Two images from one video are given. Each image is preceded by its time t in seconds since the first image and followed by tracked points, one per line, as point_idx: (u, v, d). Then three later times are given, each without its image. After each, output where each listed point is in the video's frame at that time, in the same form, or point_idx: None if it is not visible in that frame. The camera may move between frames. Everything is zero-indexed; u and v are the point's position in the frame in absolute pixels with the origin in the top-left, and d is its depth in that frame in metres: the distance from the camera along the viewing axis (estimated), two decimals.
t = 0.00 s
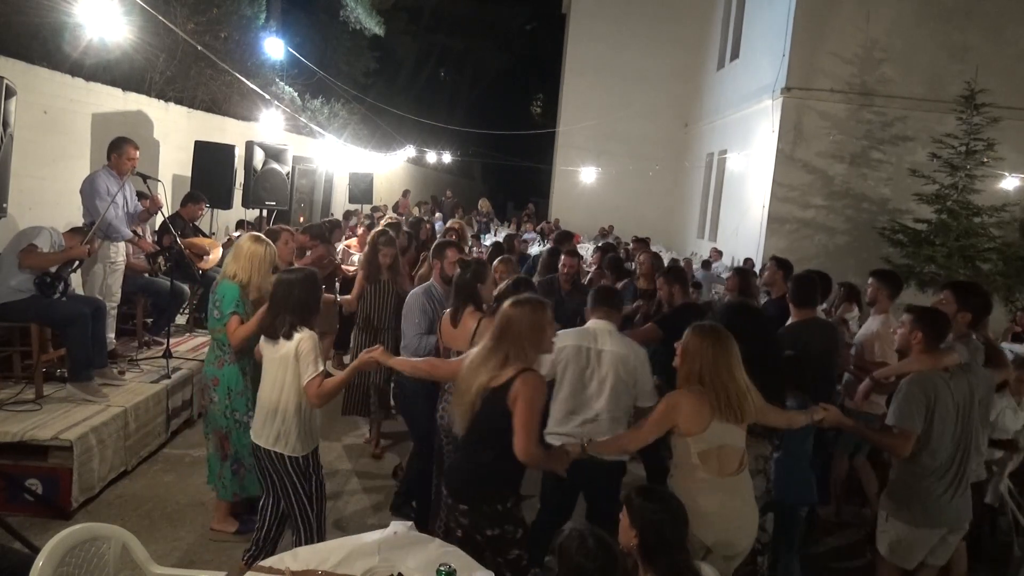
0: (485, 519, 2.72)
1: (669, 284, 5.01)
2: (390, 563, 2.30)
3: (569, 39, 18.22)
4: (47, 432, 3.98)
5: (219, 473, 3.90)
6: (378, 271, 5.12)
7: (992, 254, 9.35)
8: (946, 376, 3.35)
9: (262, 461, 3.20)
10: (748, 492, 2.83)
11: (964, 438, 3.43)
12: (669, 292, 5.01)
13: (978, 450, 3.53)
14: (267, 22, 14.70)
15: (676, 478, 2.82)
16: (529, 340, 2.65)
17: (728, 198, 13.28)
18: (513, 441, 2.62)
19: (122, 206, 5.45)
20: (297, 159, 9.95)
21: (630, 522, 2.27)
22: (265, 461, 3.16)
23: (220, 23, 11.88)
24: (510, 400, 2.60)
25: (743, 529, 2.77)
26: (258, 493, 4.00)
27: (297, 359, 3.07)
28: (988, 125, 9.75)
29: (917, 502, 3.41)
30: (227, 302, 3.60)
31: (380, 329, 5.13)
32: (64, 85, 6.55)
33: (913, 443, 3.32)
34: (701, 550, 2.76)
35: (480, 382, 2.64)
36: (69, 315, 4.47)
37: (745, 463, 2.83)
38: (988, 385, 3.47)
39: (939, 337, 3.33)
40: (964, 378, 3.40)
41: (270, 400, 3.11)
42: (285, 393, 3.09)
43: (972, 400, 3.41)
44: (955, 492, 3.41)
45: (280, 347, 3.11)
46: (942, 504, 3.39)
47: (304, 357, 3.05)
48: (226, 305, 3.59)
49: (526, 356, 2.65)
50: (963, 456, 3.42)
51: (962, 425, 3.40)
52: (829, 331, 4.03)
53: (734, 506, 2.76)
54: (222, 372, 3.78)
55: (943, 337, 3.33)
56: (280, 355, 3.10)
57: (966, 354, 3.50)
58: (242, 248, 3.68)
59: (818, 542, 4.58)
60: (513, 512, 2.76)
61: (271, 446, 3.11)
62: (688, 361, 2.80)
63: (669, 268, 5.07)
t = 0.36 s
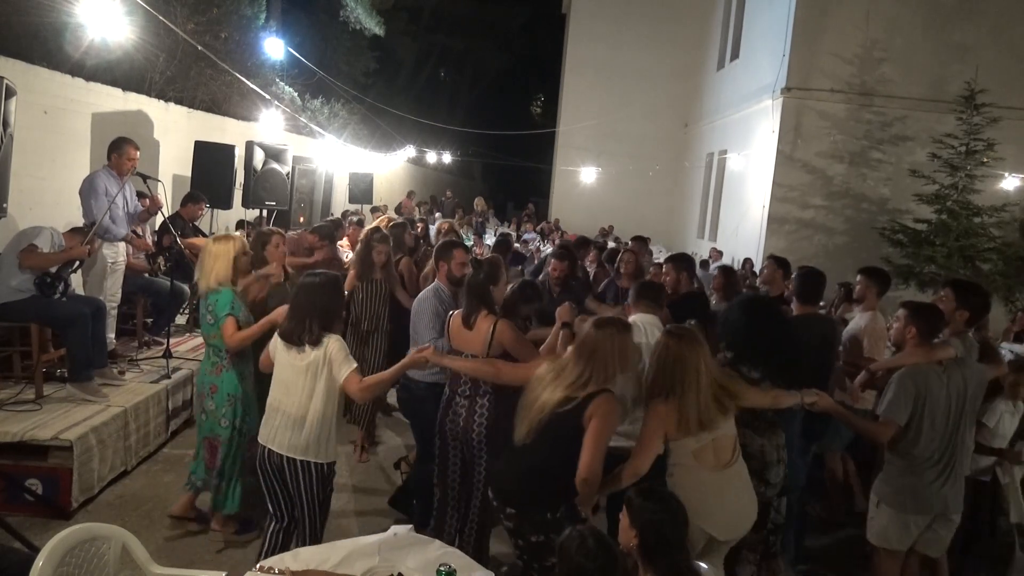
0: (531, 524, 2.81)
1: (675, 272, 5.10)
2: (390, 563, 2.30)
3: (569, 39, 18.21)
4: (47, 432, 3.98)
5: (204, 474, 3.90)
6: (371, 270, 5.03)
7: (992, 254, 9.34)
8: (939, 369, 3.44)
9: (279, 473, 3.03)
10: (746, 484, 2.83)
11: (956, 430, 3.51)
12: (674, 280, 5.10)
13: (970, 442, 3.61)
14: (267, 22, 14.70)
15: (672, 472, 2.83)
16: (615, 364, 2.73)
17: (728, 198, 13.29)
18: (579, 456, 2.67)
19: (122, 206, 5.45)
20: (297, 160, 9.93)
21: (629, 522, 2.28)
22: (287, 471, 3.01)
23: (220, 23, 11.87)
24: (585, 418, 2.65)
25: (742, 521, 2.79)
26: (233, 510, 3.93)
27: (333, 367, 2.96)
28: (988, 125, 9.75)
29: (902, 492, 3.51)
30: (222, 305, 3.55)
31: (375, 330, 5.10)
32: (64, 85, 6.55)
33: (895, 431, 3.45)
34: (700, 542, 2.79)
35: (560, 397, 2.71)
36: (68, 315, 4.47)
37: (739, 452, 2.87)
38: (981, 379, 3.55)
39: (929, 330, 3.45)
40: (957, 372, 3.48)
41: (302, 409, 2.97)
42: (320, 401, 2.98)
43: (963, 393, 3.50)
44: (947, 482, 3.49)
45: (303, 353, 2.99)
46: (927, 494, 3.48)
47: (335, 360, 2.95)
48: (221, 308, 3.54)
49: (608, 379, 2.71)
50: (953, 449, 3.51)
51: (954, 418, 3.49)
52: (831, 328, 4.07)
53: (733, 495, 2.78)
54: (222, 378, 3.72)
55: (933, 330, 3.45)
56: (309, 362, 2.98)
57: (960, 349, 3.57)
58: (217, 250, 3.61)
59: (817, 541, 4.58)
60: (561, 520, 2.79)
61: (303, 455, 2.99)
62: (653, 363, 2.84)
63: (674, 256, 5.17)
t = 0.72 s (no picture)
0: (557, 522, 2.85)
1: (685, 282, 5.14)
2: (389, 563, 2.30)
3: (569, 39, 18.20)
4: (47, 432, 3.98)
5: (182, 483, 3.71)
6: (366, 273, 5.03)
7: (992, 254, 9.34)
8: (943, 364, 3.46)
9: (292, 493, 2.89)
10: (751, 489, 2.83)
11: (958, 425, 3.53)
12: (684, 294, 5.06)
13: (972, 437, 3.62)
14: (267, 22, 14.70)
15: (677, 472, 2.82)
16: (641, 364, 2.77)
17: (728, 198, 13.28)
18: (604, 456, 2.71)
19: (122, 207, 5.45)
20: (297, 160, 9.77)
21: (630, 522, 2.28)
22: (303, 491, 2.87)
23: (220, 23, 11.87)
24: (608, 418, 2.70)
25: (745, 523, 2.78)
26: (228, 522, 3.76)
27: (347, 379, 2.83)
28: (988, 125, 9.75)
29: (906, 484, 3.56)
30: (196, 310, 3.48)
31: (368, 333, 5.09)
32: (64, 84, 6.54)
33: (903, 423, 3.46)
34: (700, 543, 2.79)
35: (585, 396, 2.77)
36: (69, 315, 4.48)
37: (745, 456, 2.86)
38: (981, 373, 3.57)
39: (929, 326, 3.49)
40: (957, 367, 3.49)
41: (319, 430, 2.81)
42: (336, 420, 2.84)
43: (965, 388, 3.51)
44: (951, 475, 3.52)
45: (312, 371, 2.81)
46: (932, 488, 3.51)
47: (354, 372, 2.84)
48: (198, 313, 3.47)
49: (632, 380, 2.74)
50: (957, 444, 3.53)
51: (956, 412, 3.50)
52: (832, 326, 4.05)
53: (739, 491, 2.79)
54: (196, 385, 3.60)
55: (933, 326, 3.48)
56: (321, 381, 2.80)
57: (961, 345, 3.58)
58: (196, 255, 3.57)
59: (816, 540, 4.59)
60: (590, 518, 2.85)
61: (320, 477, 2.85)
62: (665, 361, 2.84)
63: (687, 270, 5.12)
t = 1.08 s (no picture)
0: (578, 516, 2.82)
1: (699, 274, 5.14)
2: (390, 563, 2.30)
3: (569, 39, 18.20)
4: (47, 432, 3.98)
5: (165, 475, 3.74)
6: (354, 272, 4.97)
7: (992, 254, 9.34)
8: (944, 363, 3.46)
9: (319, 494, 2.90)
10: (759, 489, 2.82)
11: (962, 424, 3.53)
12: (698, 280, 5.12)
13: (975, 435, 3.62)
14: (267, 23, 14.69)
15: (684, 468, 2.83)
16: (666, 366, 2.75)
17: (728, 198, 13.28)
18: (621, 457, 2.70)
19: (121, 206, 5.46)
20: (298, 159, 9.85)
21: (629, 521, 2.28)
22: (328, 492, 2.87)
23: (220, 22, 11.87)
24: (631, 418, 2.69)
25: (741, 530, 2.76)
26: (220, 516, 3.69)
27: (377, 380, 2.82)
28: (988, 125, 9.75)
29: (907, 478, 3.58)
30: (194, 300, 3.44)
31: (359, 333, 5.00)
32: (64, 84, 6.54)
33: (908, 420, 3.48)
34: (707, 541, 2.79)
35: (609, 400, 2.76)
36: (69, 315, 4.49)
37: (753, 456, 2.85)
38: (983, 371, 3.58)
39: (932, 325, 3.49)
40: (959, 367, 3.50)
41: (352, 431, 2.81)
42: (364, 420, 2.82)
43: (968, 387, 3.51)
44: (955, 472, 3.54)
45: (342, 372, 2.81)
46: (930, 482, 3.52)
47: (386, 375, 2.83)
48: (196, 303, 3.43)
49: (658, 383, 2.72)
50: (963, 442, 3.53)
51: (960, 411, 3.50)
52: (833, 325, 4.03)
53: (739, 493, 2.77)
54: (192, 377, 3.56)
55: (937, 325, 3.49)
56: (352, 380, 2.80)
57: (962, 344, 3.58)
58: (199, 242, 3.52)
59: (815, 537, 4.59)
60: (605, 517, 2.81)
61: (352, 479, 2.86)
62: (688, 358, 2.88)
63: (698, 258, 5.21)
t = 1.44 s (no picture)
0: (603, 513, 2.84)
1: (691, 278, 5.15)
2: (389, 563, 2.30)
3: (569, 39, 18.21)
4: (47, 432, 3.98)
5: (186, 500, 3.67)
6: (345, 277, 4.83)
7: (992, 254, 9.33)
8: (934, 361, 3.47)
9: (356, 504, 2.92)
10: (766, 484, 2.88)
11: (954, 421, 3.53)
12: (689, 285, 5.15)
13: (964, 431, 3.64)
14: (267, 23, 14.70)
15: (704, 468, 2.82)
16: (689, 357, 2.70)
17: (728, 198, 13.28)
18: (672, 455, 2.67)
19: (122, 204, 5.46)
20: (297, 159, 9.82)
21: (628, 522, 2.27)
22: (363, 501, 2.89)
23: (220, 22, 11.87)
24: (675, 417, 2.65)
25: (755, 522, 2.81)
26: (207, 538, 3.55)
27: (411, 391, 2.83)
28: (988, 125, 9.75)
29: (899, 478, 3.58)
30: (203, 324, 3.33)
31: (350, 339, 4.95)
32: (63, 84, 6.55)
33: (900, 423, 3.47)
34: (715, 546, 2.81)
35: (640, 401, 2.69)
36: (69, 315, 4.51)
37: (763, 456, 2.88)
38: (976, 369, 3.59)
39: (921, 325, 3.52)
40: (951, 365, 3.50)
41: (388, 442, 2.82)
42: (400, 431, 2.82)
43: (960, 385, 3.52)
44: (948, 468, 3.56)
45: (377, 384, 2.81)
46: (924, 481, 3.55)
47: (418, 387, 2.83)
48: (203, 326, 3.33)
49: (684, 373, 2.68)
50: (957, 439, 3.56)
51: (952, 408, 3.52)
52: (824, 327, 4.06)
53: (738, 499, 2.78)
54: (190, 400, 3.48)
55: (926, 324, 3.52)
56: (386, 392, 2.80)
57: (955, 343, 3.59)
58: (218, 258, 3.41)
59: (814, 538, 4.58)
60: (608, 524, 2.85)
61: (398, 490, 2.88)
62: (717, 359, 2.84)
63: (692, 261, 5.19)
